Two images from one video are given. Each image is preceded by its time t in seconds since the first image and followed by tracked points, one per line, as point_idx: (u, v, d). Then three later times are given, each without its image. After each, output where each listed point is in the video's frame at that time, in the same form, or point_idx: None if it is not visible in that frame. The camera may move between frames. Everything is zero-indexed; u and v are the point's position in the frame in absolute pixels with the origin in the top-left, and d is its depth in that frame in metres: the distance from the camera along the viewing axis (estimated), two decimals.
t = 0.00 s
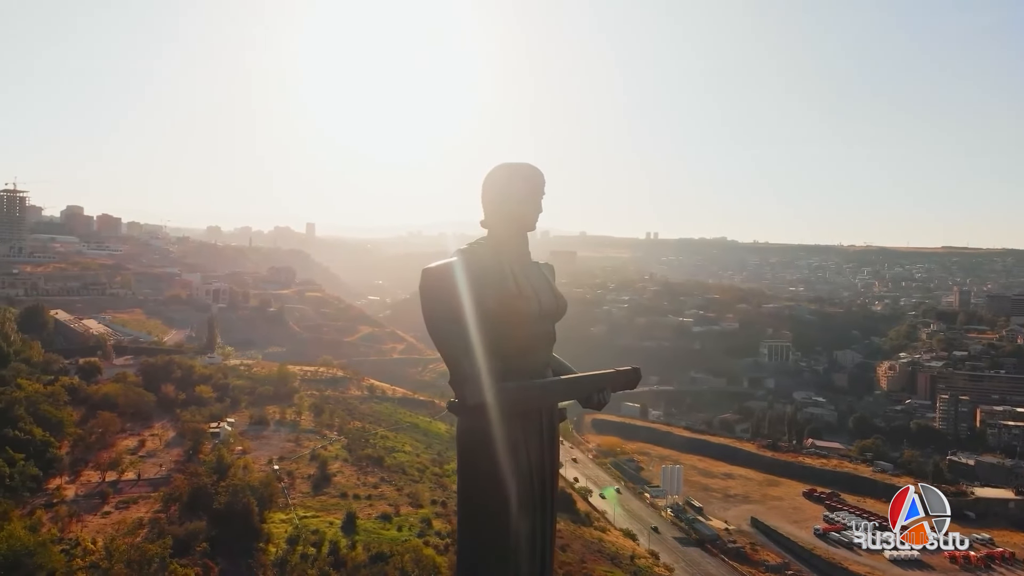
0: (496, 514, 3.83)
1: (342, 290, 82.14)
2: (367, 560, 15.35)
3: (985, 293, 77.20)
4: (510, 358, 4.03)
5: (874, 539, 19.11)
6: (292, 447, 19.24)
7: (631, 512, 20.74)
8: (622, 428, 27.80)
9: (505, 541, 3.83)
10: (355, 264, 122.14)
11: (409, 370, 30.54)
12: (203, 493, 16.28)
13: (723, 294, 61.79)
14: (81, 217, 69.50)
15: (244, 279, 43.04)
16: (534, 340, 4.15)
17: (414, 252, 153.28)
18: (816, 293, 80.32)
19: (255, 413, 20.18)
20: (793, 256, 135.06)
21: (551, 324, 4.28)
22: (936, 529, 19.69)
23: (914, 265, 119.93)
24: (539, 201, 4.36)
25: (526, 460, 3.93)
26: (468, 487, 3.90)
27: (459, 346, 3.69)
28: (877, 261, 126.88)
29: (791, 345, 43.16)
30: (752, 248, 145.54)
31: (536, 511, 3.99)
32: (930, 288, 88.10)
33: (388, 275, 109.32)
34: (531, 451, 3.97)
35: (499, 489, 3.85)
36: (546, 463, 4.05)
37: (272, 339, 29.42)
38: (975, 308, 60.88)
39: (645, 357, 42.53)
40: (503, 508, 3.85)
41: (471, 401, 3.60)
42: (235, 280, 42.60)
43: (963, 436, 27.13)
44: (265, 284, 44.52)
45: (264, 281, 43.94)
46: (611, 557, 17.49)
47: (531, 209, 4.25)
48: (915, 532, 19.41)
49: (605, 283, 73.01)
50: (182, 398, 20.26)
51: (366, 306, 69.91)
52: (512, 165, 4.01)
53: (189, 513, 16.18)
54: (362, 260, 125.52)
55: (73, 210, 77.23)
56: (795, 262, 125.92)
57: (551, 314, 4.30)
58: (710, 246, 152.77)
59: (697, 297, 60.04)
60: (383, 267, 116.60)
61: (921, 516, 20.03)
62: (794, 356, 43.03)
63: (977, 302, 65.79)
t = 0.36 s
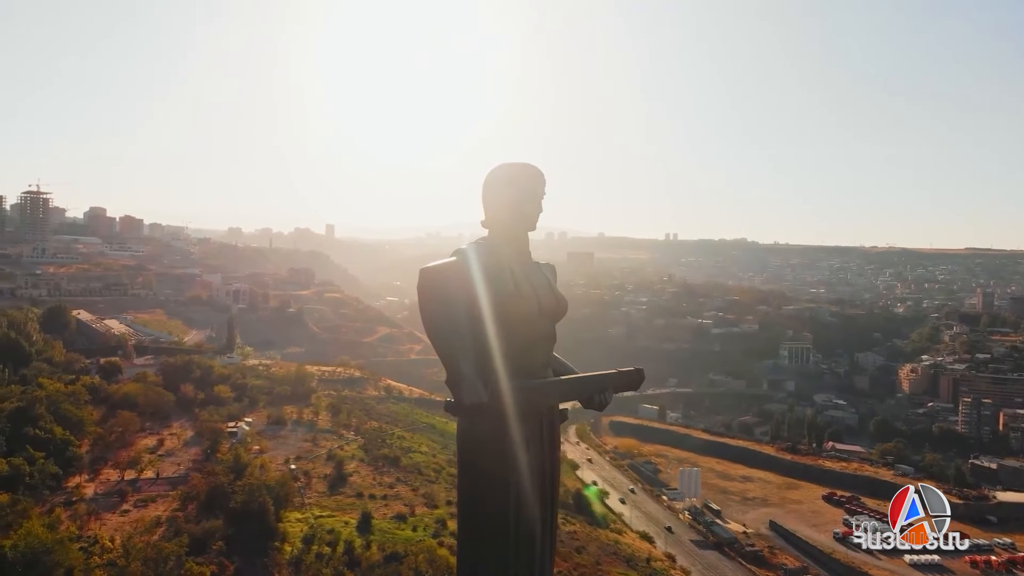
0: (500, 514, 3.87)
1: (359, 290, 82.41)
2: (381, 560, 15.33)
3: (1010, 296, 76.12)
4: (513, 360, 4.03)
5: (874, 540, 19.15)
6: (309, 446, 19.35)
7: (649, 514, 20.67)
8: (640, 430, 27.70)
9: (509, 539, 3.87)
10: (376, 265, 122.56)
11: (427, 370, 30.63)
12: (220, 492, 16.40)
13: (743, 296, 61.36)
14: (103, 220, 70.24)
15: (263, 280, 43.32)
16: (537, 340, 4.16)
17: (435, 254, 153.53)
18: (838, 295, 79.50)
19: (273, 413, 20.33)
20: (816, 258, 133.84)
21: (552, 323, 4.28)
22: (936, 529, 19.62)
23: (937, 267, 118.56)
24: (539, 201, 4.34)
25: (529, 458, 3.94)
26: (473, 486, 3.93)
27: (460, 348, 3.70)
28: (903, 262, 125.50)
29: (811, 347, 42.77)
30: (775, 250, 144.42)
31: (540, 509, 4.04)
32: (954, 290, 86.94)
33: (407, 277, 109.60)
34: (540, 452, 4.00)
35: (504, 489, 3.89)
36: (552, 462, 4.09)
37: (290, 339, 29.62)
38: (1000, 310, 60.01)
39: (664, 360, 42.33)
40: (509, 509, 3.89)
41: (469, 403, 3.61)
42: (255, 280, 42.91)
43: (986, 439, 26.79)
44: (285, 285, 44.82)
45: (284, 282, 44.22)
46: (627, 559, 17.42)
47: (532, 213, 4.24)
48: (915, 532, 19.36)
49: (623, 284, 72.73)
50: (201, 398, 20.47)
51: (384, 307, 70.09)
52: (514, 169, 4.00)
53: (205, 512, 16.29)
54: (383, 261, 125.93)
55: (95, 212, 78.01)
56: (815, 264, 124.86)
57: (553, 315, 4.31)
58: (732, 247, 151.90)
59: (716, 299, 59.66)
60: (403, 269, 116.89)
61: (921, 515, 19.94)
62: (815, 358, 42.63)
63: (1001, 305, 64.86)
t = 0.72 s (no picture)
0: (499, 513, 3.66)
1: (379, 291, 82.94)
2: (396, 560, 15.26)
3: None
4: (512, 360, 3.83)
5: (875, 539, 19.31)
6: (326, 446, 19.46)
7: (666, 516, 20.59)
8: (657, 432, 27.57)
9: (509, 541, 3.66)
10: (397, 267, 123.23)
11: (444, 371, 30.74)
12: (237, 491, 16.51)
13: (763, 297, 61.04)
14: (126, 221, 71.05)
15: (284, 280, 43.75)
16: (536, 341, 3.96)
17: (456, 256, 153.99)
18: (860, 297, 78.88)
19: (291, 413, 20.50)
20: (841, 259, 132.67)
21: (552, 325, 4.09)
22: (936, 529, 19.62)
23: (963, 268, 117.19)
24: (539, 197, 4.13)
25: (531, 458, 3.72)
26: (473, 486, 3.73)
27: (459, 349, 3.50)
28: (929, 263, 124.24)
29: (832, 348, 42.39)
30: (797, 251, 143.61)
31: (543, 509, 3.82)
32: (978, 292, 85.97)
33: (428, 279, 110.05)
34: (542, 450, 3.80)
35: (505, 490, 3.68)
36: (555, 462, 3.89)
37: (310, 340, 29.87)
38: None
39: (684, 362, 42.12)
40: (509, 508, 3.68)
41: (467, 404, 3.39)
42: (275, 281, 43.33)
43: (1009, 442, 26.45)
44: (305, 285, 45.27)
45: (304, 284, 44.62)
46: (643, 561, 17.35)
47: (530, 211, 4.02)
48: (915, 532, 19.40)
49: (642, 285, 72.59)
50: (220, 397, 20.71)
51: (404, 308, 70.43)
52: (510, 166, 3.76)
53: (223, 511, 16.42)
54: (404, 263, 126.58)
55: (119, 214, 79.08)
56: (837, 266, 123.71)
57: (552, 313, 4.11)
58: (755, 248, 151.20)
59: (736, 300, 59.28)
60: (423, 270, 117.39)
61: (921, 515, 19.99)
62: (836, 360, 42.28)
63: None
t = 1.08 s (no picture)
0: (498, 512, 3.32)
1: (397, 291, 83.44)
2: (410, 560, 15.20)
3: None
4: (512, 359, 3.50)
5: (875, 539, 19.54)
6: (343, 446, 19.56)
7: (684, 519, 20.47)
8: (675, 435, 27.44)
9: (508, 543, 3.32)
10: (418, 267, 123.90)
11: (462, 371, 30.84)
12: (253, 491, 16.57)
13: (783, 299, 60.73)
14: (149, 223, 72.08)
15: (303, 281, 44.12)
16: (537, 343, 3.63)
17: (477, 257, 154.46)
18: (881, 298, 78.28)
19: (308, 413, 20.65)
20: (865, 261, 131.40)
21: (556, 324, 3.78)
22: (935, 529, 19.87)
23: (989, 269, 115.87)
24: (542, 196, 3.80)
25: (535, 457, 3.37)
26: (473, 485, 3.41)
27: (456, 349, 3.21)
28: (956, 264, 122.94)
29: (853, 350, 42.06)
30: (821, 253, 142.70)
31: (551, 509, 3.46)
32: (1001, 294, 85.09)
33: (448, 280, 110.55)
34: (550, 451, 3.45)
35: (505, 489, 3.34)
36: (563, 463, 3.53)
37: (328, 341, 30.10)
38: None
39: (703, 364, 41.93)
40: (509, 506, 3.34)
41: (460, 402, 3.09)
42: (295, 283, 43.71)
43: None
44: (324, 286, 45.61)
45: (324, 285, 44.97)
46: (659, 564, 17.25)
47: (529, 210, 3.69)
48: (916, 532, 19.50)
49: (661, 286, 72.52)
50: (238, 397, 20.94)
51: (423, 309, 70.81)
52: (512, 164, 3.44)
53: (240, 510, 16.50)
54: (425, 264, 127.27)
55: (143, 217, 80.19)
56: (860, 266, 122.54)
57: (551, 313, 3.78)
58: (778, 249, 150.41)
59: (756, 301, 58.95)
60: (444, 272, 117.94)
61: (921, 516, 20.27)
62: (857, 362, 41.92)
63: None
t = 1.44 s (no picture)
0: (497, 512, 3.29)
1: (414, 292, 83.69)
2: (423, 559, 15.20)
3: None
4: (511, 354, 3.45)
5: (875, 539, 19.63)
6: (358, 446, 19.65)
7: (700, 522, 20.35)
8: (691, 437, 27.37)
9: (508, 543, 3.28)
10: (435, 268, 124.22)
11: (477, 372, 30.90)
12: (268, 491, 16.60)
13: (801, 301, 60.33)
14: (168, 225, 72.90)
15: (321, 283, 44.41)
16: (536, 343, 3.56)
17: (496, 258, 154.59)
18: (900, 300, 77.50)
19: (324, 413, 20.79)
20: (888, 263, 130.05)
21: (556, 324, 3.72)
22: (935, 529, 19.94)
23: (1013, 271, 114.40)
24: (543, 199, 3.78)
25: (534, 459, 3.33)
26: (472, 485, 3.37)
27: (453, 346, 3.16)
28: (980, 265, 121.52)
29: (872, 352, 41.68)
30: (842, 254, 141.60)
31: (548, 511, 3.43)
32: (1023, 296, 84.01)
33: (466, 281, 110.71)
34: (547, 452, 3.42)
35: (505, 490, 3.30)
36: (561, 465, 3.50)
37: (345, 342, 30.27)
38: None
39: (720, 366, 41.73)
40: (507, 506, 3.31)
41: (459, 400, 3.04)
42: (312, 284, 43.99)
43: None
44: (341, 287, 45.86)
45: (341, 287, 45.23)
46: (674, 566, 17.13)
47: (530, 211, 3.66)
48: (916, 532, 19.61)
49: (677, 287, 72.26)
50: (255, 397, 21.16)
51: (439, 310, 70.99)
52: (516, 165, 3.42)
53: (254, 509, 16.52)
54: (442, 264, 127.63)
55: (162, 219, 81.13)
56: (882, 267, 121.20)
57: (553, 315, 3.72)
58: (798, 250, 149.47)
59: (774, 303, 58.57)
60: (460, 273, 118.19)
61: (921, 516, 20.37)
62: (876, 364, 41.53)
63: None
